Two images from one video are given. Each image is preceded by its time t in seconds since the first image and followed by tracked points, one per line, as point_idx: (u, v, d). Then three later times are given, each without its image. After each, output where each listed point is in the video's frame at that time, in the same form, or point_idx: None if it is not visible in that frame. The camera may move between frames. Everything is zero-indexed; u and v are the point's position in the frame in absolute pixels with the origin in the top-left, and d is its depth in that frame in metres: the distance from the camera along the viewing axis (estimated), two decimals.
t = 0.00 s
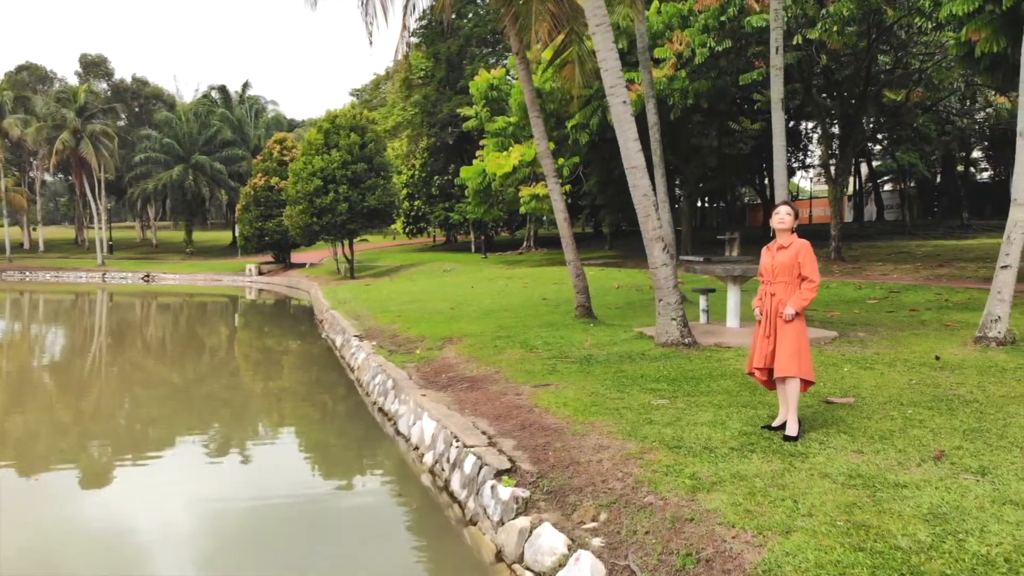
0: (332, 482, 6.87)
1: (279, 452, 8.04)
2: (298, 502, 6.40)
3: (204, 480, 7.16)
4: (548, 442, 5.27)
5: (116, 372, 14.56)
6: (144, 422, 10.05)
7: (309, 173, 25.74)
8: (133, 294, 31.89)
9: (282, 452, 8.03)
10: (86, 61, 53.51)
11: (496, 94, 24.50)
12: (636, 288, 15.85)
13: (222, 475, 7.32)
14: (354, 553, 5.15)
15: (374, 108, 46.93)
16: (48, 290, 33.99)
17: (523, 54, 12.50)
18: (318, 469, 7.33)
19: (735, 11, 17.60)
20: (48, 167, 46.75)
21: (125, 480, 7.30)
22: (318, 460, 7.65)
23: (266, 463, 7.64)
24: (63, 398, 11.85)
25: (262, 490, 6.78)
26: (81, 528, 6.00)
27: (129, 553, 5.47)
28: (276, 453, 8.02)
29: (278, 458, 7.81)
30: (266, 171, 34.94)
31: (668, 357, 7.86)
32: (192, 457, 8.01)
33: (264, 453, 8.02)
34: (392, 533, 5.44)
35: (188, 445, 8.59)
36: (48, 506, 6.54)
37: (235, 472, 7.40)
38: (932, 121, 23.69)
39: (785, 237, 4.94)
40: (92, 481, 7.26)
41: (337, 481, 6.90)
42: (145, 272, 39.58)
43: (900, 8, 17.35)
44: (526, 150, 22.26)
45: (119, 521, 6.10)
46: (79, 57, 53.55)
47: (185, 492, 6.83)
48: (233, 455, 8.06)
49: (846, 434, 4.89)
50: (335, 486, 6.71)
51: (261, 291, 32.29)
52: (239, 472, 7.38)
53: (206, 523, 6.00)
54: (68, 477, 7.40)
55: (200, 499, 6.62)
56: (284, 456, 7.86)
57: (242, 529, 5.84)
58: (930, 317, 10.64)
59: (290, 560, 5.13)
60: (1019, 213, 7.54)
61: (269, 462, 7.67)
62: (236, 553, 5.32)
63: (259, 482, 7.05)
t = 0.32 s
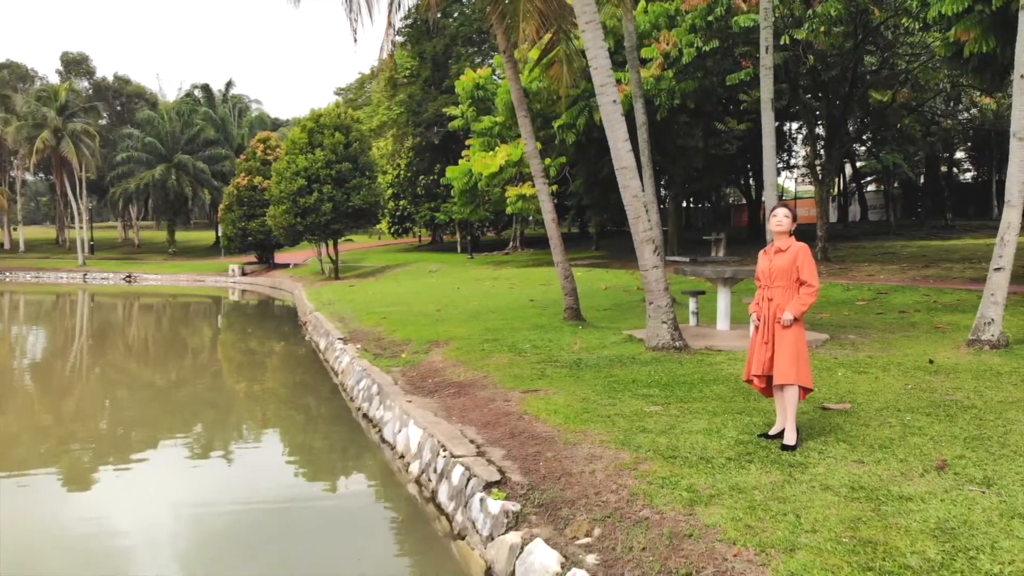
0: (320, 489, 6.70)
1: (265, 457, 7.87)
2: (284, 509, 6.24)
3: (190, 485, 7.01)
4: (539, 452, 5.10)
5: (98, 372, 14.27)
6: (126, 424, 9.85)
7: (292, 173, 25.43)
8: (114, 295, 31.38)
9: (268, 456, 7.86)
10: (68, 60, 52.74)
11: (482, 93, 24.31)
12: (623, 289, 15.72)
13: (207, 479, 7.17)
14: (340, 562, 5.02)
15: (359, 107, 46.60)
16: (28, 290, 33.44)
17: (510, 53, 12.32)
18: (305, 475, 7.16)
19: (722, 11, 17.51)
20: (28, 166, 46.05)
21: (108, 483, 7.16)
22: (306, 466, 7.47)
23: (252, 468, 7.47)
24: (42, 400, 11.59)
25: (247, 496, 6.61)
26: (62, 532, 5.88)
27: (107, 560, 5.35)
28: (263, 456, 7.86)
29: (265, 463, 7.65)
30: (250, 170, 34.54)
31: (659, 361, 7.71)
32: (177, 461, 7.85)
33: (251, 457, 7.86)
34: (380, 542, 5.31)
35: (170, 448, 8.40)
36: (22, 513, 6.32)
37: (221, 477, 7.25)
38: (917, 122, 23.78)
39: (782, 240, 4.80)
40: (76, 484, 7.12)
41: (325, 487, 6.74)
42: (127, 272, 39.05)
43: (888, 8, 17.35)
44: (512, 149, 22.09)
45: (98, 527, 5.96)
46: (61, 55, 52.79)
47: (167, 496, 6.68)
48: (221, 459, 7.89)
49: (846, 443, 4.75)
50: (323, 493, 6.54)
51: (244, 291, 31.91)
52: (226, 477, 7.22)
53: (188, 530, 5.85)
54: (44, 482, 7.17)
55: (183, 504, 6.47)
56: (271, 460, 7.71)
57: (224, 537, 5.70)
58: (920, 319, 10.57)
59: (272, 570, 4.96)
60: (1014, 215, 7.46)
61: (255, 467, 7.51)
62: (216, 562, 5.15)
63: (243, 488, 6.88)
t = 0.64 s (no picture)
0: (303, 497, 6.52)
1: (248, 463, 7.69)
2: (264, 520, 6.02)
3: (169, 491, 6.84)
4: (527, 463, 4.91)
5: (76, 374, 13.95)
6: (103, 427, 9.60)
7: (273, 172, 25.07)
8: (92, 295, 30.86)
9: (251, 462, 7.67)
10: (46, 57, 51.86)
11: (466, 93, 24.10)
12: (609, 290, 15.59)
13: (188, 485, 7.00)
14: None
15: (341, 106, 46.24)
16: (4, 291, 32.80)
17: (495, 51, 12.11)
18: (288, 483, 6.98)
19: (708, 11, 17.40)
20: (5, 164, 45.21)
21: (87, 489, 6.99)
22: (288, 474, 7.29)
23: (234, 476, 7.29)
24: (17, 402, 11.29)
25: (228, 505, 6.43)
26: (34, 542, 5.72)
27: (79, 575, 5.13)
28: (246, 462, 7.68)
29: (248, 470, 7.47)
30: (230, 169, 34.09)
31: (648, 366, 7.55)
32: (158, 467, 7.67)
33: (234, 463, 7.68)
34: (363, 555, 5.15)
35: (148, 453, 8.17)
36: None
37: (203, 483, 7.08)
38: (900, 122, 23.87)
39: (778, 243, 4.64)
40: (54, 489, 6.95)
41: (308, 495, 6.57)
42: (106, 273, 38.44)
43: (873, 9, 17.35)
44: (497, 149, 21.87)
45: (73, 537, 5.78)
46: (39, 53, 51.87)
47: (146, 505, 6.48)
48: (204, 464, 7.71)
49: (845, 453, 4.60)
50: (307, 502, 6.36)
51: (225, 292, 31.48)
52: (208, 484, 7.05)
53: (165, 541, 5.68)
54: (13, 491, 6.89)
55: (163, 512, 6.30)
56: (253, 467, 7.52)
57: (203, 548, 5.53)
58: (908, 321, 10.52)
59: None
60: (1005, 216, 7.40)
61: (237, 474, 7.32)
62: None
63: (223, 497, 6.69)
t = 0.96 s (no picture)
0: (284, 508, 6.30)
1: (230, 469, 7.48)
2: (242, 532, 5.80)
3: (149, 498, 6.66)
4: (517, 475, 4.73)
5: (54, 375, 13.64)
6: (81, 430, 9.36)
7: (254, 171, 24.69)
8: (69, 296, 30.30)
9: (232, 470, 7.46)
10: (25, 55, 50.97)
11: (450, 92, 23.87)
12: (595, 291, 15.45)
13: (168, 492, 6.80)
14: None
15: (324, 105, 45.84)
16: None
17: (480, 49, 11.90)
18: (268, 491, 6.77)
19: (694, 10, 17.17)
20: None
21: (65, 495, 6.81)
22: (271, 481, 7.07)
23: (215, 482, 7.09)
24: None
25: (205, 515, 6.21)
26: (4, 553, 5.56)
27: None
28: (228, 469, 7.47)
29: (229, 476, 7.26)
30: (211, 168, 33.63)
31: (638, 370, 7.38)
32: (137, 472, 7.47)
33: (215, 469, 7.48)
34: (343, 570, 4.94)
35: (123, 460, 7.92)
36: None
37: (184, 489, 6.88)
38: (883, 123, 23.95)
39: (775, 247, 4.47)
40: (33, 493, 6.83)
41: (291, 504, 6.35)
42: (85, 273, 37.82)
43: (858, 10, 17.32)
44: (481, 148, 21.65)
45: (43, 546, 5.61)
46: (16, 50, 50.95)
47: (120, 516, 6.23)
48: (185, 470, 7.51)
49: (844, 463, 4.47)
50: (288, 513, 6.13)
51: (206, 292, 31.03)
52: (188, 490, 6.84)
53: (137, 551, 5.48)
54: None
55: (136, 524, 6.05)
56: (235, 474, 7.32)
57: (177, 563, 5.29)
58: (896, 323, 10.46)
59: None
60: (998, 218, 7.31)
61: (218, 480, 7.12)
62: None
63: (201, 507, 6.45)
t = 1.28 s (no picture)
0: (266, 517, 6.09)
1: (214, 476, 7.30)
2: (220, 543, 5.58)
3: (126, 507, 6.45)
4: (507, 485, 4.57)
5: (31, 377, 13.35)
6: (60, 432, 9.18)
7: (236, 171, 24.34)
8: (48, 297, 29.82)
9: (216, 476, 7.27)
10: (4, 53, 50.08)
11: (436, 91, 23.66)
12: (582, 292, 15.31)
13: (146, 500, 6.59)
14: None
15: (307, 103, 45.43)
16: None
17: (466, 47, 11.70)
18: (248, 500, 6.55)
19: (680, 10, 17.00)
20: None
21: (36, 503, 6.57)
22: (253, 488, 6.87)
23: (196, 489, 6.90)
24: None
25: (182, 525, 5.99)
26: None
27: None
28: (211, 476, 7.29)
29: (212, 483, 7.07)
30: (193, 167, 33.18)
31: (628, 374, 7.24)
32: (118, 477, 7.28)
33: (198, 476, 7.31)
34: None
35: (99, 466, 7.68)
36: None
37: (165, 496, 6.71)
38: (868, 124, 24.03)
39: (774, 249, 4.34)
40: (9, 499, 6.66)
41: (273, 512, 6.18)
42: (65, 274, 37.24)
43: (845, 10, 17.32)
44: (466, 148, 21.46)
45: (12, 556, 5.42)
46: None
47: (93, 525, 6.01)
48: (168, 476, 7.33)
49: (843, 472, 4.35)
50: (269, 523, 5.93)
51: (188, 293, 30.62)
52: (169, 497, 6.67)
53: (111, 564, 5.27)
54: None
55: (109, 534, 5.82)
56: (218, 481, 7.13)
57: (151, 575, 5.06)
58: (885, 324, 10.41)
59: None
60: (990, 219, 7.25)
61: (199, 487, 6.94)
62: None
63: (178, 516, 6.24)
